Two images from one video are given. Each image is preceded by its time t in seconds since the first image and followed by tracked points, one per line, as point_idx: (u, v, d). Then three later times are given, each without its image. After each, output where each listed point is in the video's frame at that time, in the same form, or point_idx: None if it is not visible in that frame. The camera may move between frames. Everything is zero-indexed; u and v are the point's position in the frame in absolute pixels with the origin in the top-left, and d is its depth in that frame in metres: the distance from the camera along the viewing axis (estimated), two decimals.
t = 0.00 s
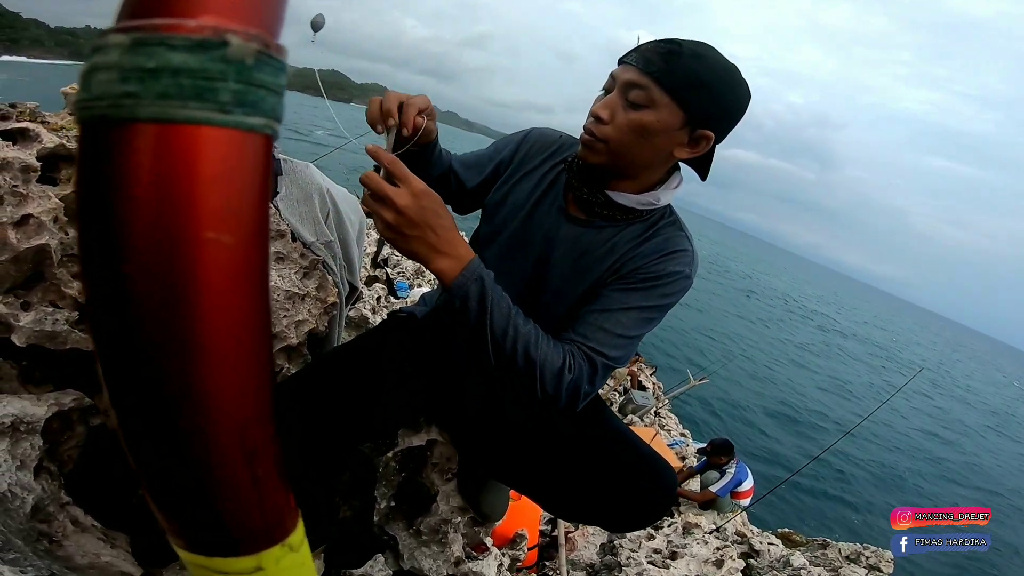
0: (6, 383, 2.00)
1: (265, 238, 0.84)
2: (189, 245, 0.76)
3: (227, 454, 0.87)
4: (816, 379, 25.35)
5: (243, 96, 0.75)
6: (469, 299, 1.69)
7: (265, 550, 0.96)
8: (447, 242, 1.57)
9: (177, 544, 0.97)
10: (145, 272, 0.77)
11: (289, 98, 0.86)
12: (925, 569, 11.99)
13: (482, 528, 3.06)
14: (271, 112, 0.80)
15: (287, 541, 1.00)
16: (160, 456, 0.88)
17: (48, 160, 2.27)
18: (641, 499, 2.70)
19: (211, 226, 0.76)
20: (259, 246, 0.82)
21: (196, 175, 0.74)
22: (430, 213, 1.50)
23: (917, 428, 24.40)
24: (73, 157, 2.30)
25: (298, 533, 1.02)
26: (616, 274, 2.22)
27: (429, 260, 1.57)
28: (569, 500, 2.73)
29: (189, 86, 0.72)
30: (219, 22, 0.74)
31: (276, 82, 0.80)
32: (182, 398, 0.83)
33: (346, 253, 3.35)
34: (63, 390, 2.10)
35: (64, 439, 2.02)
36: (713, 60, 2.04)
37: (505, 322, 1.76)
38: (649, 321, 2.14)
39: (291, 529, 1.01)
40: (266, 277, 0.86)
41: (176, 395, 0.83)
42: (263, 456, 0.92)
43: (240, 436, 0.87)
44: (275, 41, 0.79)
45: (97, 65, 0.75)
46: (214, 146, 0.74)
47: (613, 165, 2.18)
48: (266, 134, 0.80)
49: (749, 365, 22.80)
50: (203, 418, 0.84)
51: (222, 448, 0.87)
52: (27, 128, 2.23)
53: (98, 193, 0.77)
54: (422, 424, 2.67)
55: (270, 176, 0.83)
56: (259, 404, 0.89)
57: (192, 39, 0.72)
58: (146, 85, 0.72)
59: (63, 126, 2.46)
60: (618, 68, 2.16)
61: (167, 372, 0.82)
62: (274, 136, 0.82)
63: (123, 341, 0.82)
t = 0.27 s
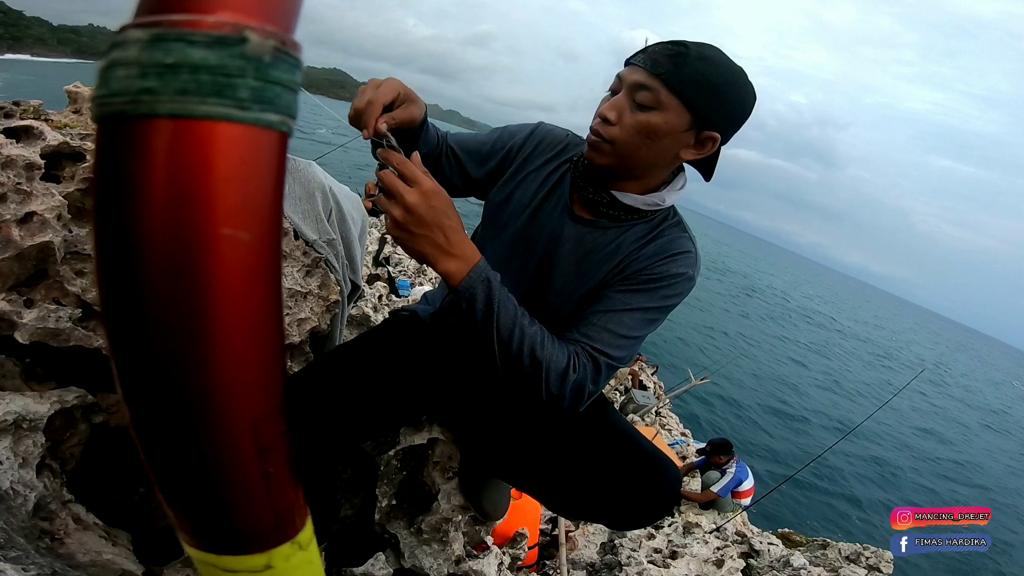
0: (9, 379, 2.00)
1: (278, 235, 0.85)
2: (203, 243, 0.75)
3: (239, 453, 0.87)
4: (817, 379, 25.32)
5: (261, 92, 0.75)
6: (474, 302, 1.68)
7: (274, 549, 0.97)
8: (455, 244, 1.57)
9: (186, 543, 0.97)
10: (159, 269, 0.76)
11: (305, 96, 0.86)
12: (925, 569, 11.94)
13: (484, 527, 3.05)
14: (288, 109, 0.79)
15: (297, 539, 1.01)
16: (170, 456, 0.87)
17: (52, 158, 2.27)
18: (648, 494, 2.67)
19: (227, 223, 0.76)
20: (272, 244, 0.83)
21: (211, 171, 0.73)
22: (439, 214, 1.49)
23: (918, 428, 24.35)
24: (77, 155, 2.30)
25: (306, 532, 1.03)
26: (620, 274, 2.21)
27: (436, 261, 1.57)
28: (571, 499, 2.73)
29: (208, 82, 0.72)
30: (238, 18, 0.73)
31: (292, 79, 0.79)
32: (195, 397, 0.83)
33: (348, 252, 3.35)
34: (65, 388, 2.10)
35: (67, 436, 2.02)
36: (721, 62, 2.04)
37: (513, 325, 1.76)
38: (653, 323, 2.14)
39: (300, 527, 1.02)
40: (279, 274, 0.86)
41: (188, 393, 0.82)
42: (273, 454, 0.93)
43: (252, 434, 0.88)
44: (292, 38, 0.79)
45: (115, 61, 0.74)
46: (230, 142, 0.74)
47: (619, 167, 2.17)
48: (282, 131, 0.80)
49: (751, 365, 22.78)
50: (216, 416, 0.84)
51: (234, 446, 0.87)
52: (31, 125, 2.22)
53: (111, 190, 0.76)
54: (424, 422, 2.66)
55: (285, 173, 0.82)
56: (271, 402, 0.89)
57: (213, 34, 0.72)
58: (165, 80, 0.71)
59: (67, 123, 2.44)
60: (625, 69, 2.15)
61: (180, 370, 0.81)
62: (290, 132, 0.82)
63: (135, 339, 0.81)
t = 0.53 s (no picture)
0: (10, 375, 2.01)
1: (279, 225, 0.84)
2: (203, 231, 0.75)
3: (238, 444, 0.87)
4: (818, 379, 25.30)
5: (263, 78, 0.74)
6: (478, 303, 1.68)
7: (272, 542, 0.97)
8: (455, 247, 1.57)
9: (183, 536, 0.97)
10: (159, 257, 0.76)
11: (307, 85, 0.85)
12: (925, 569, 11.91)
13: (483, 525, 3.05)
14: (290, 97, 0.79)
15: (296, 533, 1.00)
16: (169, 446, 0.87)
17: (54, 154, 2.26)
18: (649, 493, 2.68)
19: (227, 210, 0.75)
20: (274, 233, 0.82)
21: (211, 157, 0.72)
22: (445, 214, 1.49)
23: (919, 429, 24.33)
24: (79, 151, 2.30)
25: (305, 526, 1.03)
26: (621, 272, 2.21)
27: (437, 262, 1.56)
28: (572, 495, 2.72)
29: (210, 68, 0.71)
30: (240, 4, 0.72)
31: (295, 66, 0.79)
32: (194, 386, 0.82)
33: (350, 248, 3.34)
34: (66, 384, 2.11)
35: (68, 432, 2.02)
36: (722, 58, 2.04)
37: (517, 326, 1.77)
38: (654, 322, 2.15)
39: (299, 521, 1.01)
40: (280, 262, 0.85)
41: (187, 383, 0.82)
42: (272, 446, 0.92)
43: (251, 425, 0.87)
44: (295, 25, 0.78)
45: (117, 48, 0.73)
46: (230, 128, 0.73)
47: (621, 164, 2.16)
48: (284, 118, 0.79)
49: (751, 364, 22.77)
50: (215, 406, 0.84)
51: (232, 438, 0.86)
52: (34, 121, 2.22)
53: (112, 177, 0.76)
54: (425, 419, 2.66)
55: (287, 162, 0.82)
56: (270, 393, 0.89)
57: (215, 21, 0.71)
58: (166, 67, 0.70)
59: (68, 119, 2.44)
60: (625, 66, 2.13)
61: (179, 358, 0.80)
62: (292, 121, 0.81)
63: (134, 327, 0.80)
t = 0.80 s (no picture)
0: (11, 373, 2.01)
1: (288, 227, 0.84)
2: (211, 232, 0.74)
3: (244, 446, 0.86)
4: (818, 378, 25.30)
5: (272, 75, 0.74)
6: (471, 305, 1.68)
7: (278, 545, 0.97)
8: (450, 251, 1.57)
9: (189, 537, 0.97)
10: (166, 258, 0.75)
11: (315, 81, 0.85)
12: (924, 569, 11.89)
13: (484, 523, 3.04)
14: (299, 94, 0.78)
15: (301, 536, 1.00)
16: (175, 448, 0.86)
17: (56, 151, 2.26)
18: (648, 493, 2.67)
19: (235, 211, 0.75)
20: (281, 234, 0.82)
21: (220, 155, 0.72)
22: (441, 220, 1.49)
23: (919, 428, 24.32)
24: (80, 148, 2.29)
25: (310, 529, 1.03)
26: (620, 271, 2.22)
27: (432, 262, 1.56)
28: (573, 494, 2.72)
29: (220, 65, 0.71)
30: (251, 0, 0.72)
31: (304, 63, 0.79)
32: (201, 388, 0.82)
33: (351, 246, 3.34)
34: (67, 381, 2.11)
35: (70, 429, 2.03)
36: (720, 54, 2.03)
37: (512, 327, 1.77)
38: (653, 322, 2.14)
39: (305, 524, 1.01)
40: (287, 262, 0.85)
41: (194, 384, 0.82)
42: (279, 448, 0.92)
43: (259, 426, 0.87)
44: (304, 21, 0.78)
45: (124, 44, 0.73)
46: (239, 126, 0.73)
47: (620, 162, 2.16)
48: (293, 116, 0.78)
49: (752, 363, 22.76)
50: (222, 407, 0.83)
51: (239, 439, 0.86)
52: (35, 119, 2.22)
53: (118, 178, 0.75)
54: (426, 418, 2.65)
55: (295, 162, 0.81)
56: (277, 394, 0.89)
57: (226, 16, 0.71)
58: (176, 63, 0.70)
59: (70, 118, 2.45)
60: (624, 63, 2.13)
61: (187, 359, 0.80)
62: (300, 119, 0.81)
63: (141, 328, 0.80)
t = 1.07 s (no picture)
0: (12, 372, 2.01)
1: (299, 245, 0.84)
2: (224, 254, 0.75)
3: (257, 464, 0.86)
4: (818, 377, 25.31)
5: (284, 95, 0.74)
6: (474, 314, 1.69)
7: (292, 559, 0.96)
8: (452, 265, 1.57)
9: (204, 554, 0.97)
10: (179, 280, 0.75)
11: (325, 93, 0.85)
12: (923, 569, 11.90)
13: (484, 523, 3.03)
14: (310, 112, 0.78)
15: (315, 549, 0.99)
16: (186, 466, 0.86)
17: (58, 151, 2.26)
18: (649, 493, 2.68)
19: (250, 234, 0.75)
20: (294, 254, 0.82)
21: (234, 179, 0.72)
22: (441, 240, 1.47)
23: (918, 428, 24.33)
24: (82, 148, 2.29)
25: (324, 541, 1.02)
26: (624, 269, 2.23)
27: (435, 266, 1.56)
28: (575, 496, 2.71)
29: (232, 84, 0.71)
30: (262, 15, 0.72)
31: (315, 79, 0.78)
32: (212, 407, 0.82)
33: (352, 246, 3.33)
34: (69, 381, 2.11)
35: (71, 429, 2.02)
36: (730, 56, 2.05)
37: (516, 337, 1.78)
38: (659, 316, 2.15)
39: (318, 537, 1.01)
40: (301, 282, 0.85)
41: (206, 404, 0.82)
42: (292, 464, 0.91)
43: (272, 444, 0.87)
44: (315, 36, 0.78)
45: (131, 60, 0.73)
46: (252, 147, 0.73)
47: (627, 163, 2.14)
48: (305, 134, 0.78)
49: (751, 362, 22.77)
50: (234, 426, 0.83)
51: (251, 457, 0.86)
52: (37, 118, 2.22)
53: (128, 199, 0.75)
54: (426, 418, 2.65)
55: (307, 181, 0.82)
56: (290, 412, 0.89)
57: (236, 32, 0.71)
58: (185, 82, 0.70)
59: (71, 117, 2.45)
60: (631, 62, 2.10)
61: (200, 382, 0.80)
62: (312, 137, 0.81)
63: (152, 349, 0.80)
